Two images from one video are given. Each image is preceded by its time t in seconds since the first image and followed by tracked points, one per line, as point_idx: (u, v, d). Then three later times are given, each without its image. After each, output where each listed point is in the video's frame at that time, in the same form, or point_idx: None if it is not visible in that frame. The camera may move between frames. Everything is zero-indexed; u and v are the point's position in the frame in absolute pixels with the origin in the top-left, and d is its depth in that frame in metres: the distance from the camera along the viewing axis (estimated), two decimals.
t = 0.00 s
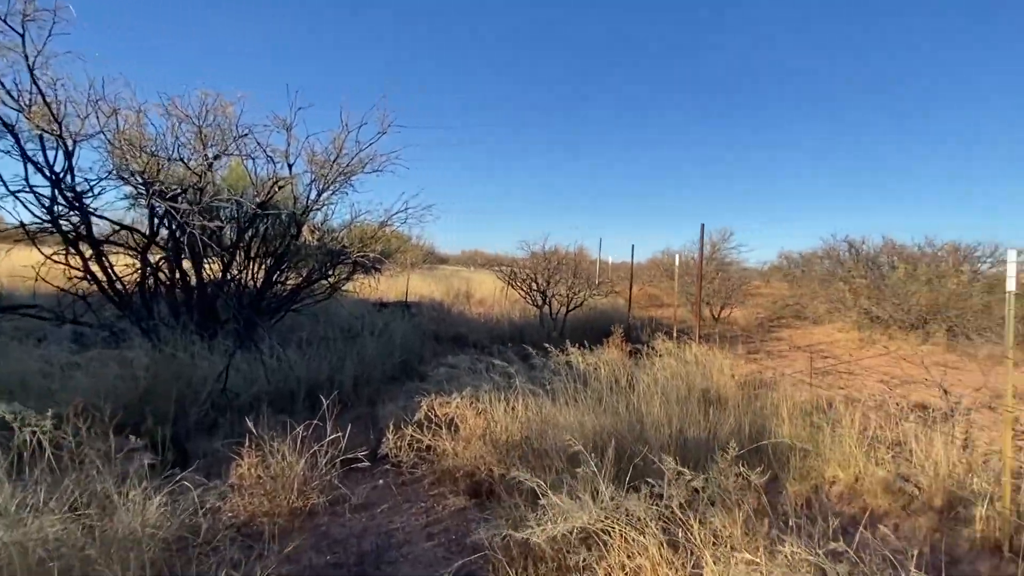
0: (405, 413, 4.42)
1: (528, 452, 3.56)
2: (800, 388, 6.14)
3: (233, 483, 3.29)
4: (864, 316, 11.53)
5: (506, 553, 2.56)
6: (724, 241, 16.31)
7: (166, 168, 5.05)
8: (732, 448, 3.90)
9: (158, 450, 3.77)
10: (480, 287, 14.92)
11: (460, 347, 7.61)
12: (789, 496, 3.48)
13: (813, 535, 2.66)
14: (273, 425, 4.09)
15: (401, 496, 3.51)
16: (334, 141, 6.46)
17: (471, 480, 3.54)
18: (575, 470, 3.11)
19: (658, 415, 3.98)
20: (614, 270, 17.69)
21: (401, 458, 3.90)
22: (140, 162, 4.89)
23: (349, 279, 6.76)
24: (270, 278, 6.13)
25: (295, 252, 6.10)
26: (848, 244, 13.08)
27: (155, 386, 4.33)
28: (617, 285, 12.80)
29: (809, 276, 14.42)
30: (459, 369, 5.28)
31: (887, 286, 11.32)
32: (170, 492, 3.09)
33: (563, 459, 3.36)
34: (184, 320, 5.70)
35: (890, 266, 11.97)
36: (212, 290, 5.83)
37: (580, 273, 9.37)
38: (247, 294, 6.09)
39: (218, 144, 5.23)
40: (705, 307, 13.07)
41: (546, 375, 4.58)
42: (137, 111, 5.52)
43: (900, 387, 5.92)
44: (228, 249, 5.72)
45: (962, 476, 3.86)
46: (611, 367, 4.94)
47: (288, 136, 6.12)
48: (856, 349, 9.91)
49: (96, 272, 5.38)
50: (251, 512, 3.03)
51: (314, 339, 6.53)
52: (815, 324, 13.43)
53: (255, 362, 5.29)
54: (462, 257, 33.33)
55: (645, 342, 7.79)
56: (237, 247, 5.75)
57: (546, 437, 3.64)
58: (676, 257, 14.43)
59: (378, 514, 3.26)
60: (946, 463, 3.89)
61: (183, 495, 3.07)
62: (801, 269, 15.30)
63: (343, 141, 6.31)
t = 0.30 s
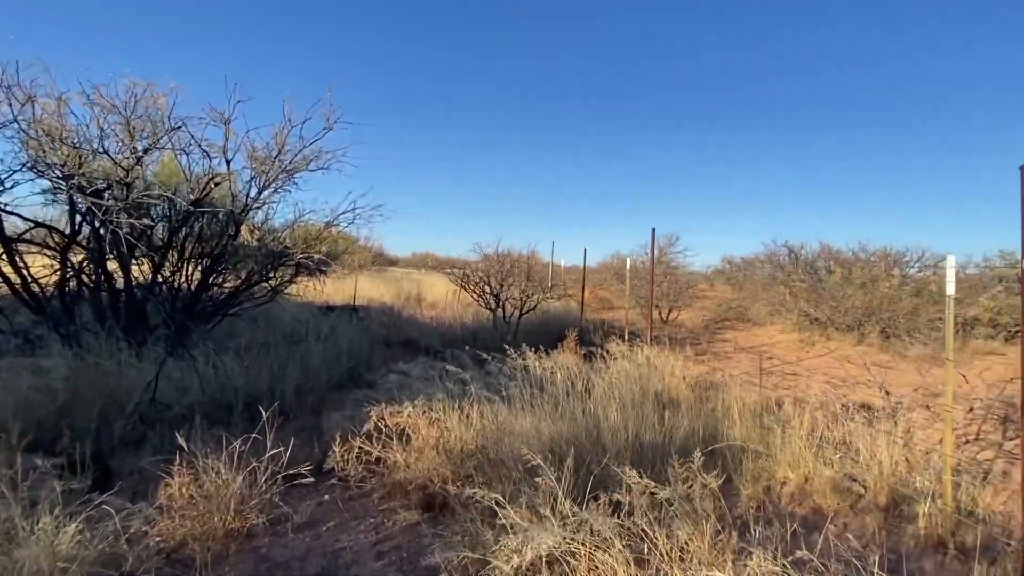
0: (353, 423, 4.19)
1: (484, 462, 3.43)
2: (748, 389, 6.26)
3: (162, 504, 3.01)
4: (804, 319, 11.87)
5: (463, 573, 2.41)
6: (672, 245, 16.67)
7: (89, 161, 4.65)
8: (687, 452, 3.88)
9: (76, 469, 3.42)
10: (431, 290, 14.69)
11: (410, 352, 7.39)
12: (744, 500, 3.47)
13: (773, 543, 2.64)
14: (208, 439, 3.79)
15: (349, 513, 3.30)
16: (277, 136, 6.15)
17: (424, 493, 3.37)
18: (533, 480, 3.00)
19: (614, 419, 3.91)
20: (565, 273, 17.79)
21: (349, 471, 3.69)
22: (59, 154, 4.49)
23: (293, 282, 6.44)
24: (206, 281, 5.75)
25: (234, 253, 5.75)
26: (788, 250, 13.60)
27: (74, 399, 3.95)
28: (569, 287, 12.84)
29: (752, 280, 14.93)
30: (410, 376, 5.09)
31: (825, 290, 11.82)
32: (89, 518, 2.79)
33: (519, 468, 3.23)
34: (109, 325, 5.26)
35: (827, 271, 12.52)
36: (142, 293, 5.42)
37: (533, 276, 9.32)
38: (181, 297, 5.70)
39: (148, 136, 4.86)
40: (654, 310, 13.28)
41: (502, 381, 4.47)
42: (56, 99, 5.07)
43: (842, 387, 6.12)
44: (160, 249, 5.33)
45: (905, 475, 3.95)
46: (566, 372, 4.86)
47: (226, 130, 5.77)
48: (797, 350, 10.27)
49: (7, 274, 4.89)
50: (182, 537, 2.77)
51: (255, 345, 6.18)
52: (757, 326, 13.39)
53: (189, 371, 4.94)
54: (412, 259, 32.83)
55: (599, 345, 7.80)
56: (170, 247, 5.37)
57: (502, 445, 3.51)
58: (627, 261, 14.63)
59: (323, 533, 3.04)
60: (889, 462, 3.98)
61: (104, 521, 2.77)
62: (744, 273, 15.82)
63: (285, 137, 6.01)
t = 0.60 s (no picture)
0: (313, 438, 3.98)
1: (454, 476, 3.29)
2: (709, 392, 6.32)
3: (102, 533, 2.74)
4: (754, 321, 12.16)
5: None
6: (628, 248, 16.87)
7: (18, 155, 4.26)
8: (658, 460, 3.87)
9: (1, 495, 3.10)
10: (387, 292, 14.35)
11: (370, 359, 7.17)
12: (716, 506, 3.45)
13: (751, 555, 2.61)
14: (153, 458, 3.51)
15: (309, 534, 3.09)
16: (225, 132, 5.82)
17: (390, 511, 3.20)
18: (508, 497, 2.89)
19: (584, 427, 3.81)
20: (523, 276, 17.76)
21: (308, 489, 3.49)
22: None
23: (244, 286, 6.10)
24: (149, 285, 5.38)
25: (180, 255, 5.40)
26: (739, 254, 13.99)
27: None
28: (528, 290, 12.78)
29: (704, 284, 15.28)
30: (372, 386, 4.89)
31: (774, 293, 12.20)
32: (17, 553, 2.51)
33: (491, 481, 3.11)
34: (39, 333, 4.85)
35: (775, 275, 12.95)
36: (76, 298, 5.01)
37: (494, 279, 9.21)
38: (120, 303, 5.31)
39: (84, 130, 4.49)
40: (612, 312, 13.37)
41: (471, 391, 4.35)
42: None
43: (797, 389, 6.26)
44: (97, 251, 4.95)
45: (865, 476, 4.03)
46: (533, 378, 4.77)
47: (170, 125, 5.41)
48: (750, 352, 10.53)
49: None
50: (126, 569, 2.53)
51: (201, 353, 5.83)
52: (712, 327, 13.47)
53: (130, 383, 4.59)
54: (365, 261, 32.16)
55: (561, 349, 7.76)
56: (109, 248, 4.99)
57: (471, 457, 3.37)
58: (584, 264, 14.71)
59: (283, 557, 2.84)
60: (850, 464, 4.06)
61: (34, 555, 2.50)
62: (697, 277, 16.18)
63: (235, 134, 5.69)
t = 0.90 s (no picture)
0: (280, 449, 3.82)
1: (430, 484, 3.19)
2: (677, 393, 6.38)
3: (53, 556, 2.55)
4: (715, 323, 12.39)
5: None
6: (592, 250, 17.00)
7: None
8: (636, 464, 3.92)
9: None
10: (350, 293, 14.05)
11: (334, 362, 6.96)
12: (693, 506, 3.46)
13: (734, 560, 2.60)
14: (108, 474, 3.30)
15: (279, 550, 2.95)
16: (183, 127, 5.55)
17: (364, 523, 3.08)
18: (488, 506, 2.81)
19: (558, 432, 3.71)
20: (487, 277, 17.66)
21: (277, 501, 3.34)
22: None
23: (202, 288, 5.83)
24: (99, 287, 5.08)
25: (134, 255, 5.11)
26: (700, 257, 14.26)
27: None
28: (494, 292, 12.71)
29: (666, 286, 15.52)
30: (341, 393, 4.74)
31: (734, 295, 12.47)
32: None
33: (470, 490, 3.03)
34: None
35: (734, 277, 13.24)
36: (19, 301, 4.68)
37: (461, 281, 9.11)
38: (67, 306, 4.99)
39: (29, 121, 4.19)
40: (578, 313, 13.40)
41: (446, 397, 4.28)
42: None
43: (762, 389, 6.38)
44: (42, 250, 4.63)
45: (833, 476, 4.07)
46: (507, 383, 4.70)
47: (123, 117, 5.13)
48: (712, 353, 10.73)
49: None
50: None
51: (156, 359, 5.54)
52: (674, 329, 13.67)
53: (80, 391, 4.32)
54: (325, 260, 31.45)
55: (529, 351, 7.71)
56: (55, 248, 4.68)
57: (446, 463, 3.28)
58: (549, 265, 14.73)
59: None
60: (818, 464, 4.10)
61: None
62: (659, 279, 16.43)
63: (193, 129, 5.43)
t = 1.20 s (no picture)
0: (250, 452, 3.70)
1: (405, 486, 3.13)
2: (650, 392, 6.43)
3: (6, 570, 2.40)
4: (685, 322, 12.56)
5: None
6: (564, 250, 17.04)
7: None
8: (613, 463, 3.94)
9: None
10: (319, 292, 13.78)
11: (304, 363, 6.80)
12: (669, 504, 3.47)
13: (711, 557, 2.61)
14: (65, 481, 3.14)
15: (248, 557, 2.85)
16: (144, 119, 5.33)
17: (338, 528, 3.01)
18: (466, 507, 2.77)
19: (536, 431, 3.71)
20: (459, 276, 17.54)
21: (246, 507, 3.23)
22: None
23: (165, 286, 5.61)
24: (55, 285, 4.85)
25: (92, 251, 4.89)
26: (670, 257, 14.43)
27: None
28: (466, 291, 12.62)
29: (637, 286, 15.67)
30: (312, 394, 4.63)
31: (703, 295, 12.65)
32: None
33: (447, 491, 2.98)
34: None
35: (703, 278, 13.44)
36: None
37: (433, 280, 9.00)
38: (19, 305, 4.74)
39: None
40: (551, 313, 13.41)
41: (421, 398, 4.21)
42: None
43: (732, 388, 6.48)
44: None
45: (803, 473, 4.14)
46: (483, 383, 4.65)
47: (81, 108, 4.90)
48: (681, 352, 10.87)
49: None
50: None
51: (115, 360, 5.32)
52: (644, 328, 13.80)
53: (33, 395, 4.11)
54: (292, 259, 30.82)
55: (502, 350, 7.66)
56: (6, 244, 4.44)
57: (422, 465, 3.22)
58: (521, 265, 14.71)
59: None
60: (788, 461, 4.17)
61: None
62: (630, 279, 16.57)
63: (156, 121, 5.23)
